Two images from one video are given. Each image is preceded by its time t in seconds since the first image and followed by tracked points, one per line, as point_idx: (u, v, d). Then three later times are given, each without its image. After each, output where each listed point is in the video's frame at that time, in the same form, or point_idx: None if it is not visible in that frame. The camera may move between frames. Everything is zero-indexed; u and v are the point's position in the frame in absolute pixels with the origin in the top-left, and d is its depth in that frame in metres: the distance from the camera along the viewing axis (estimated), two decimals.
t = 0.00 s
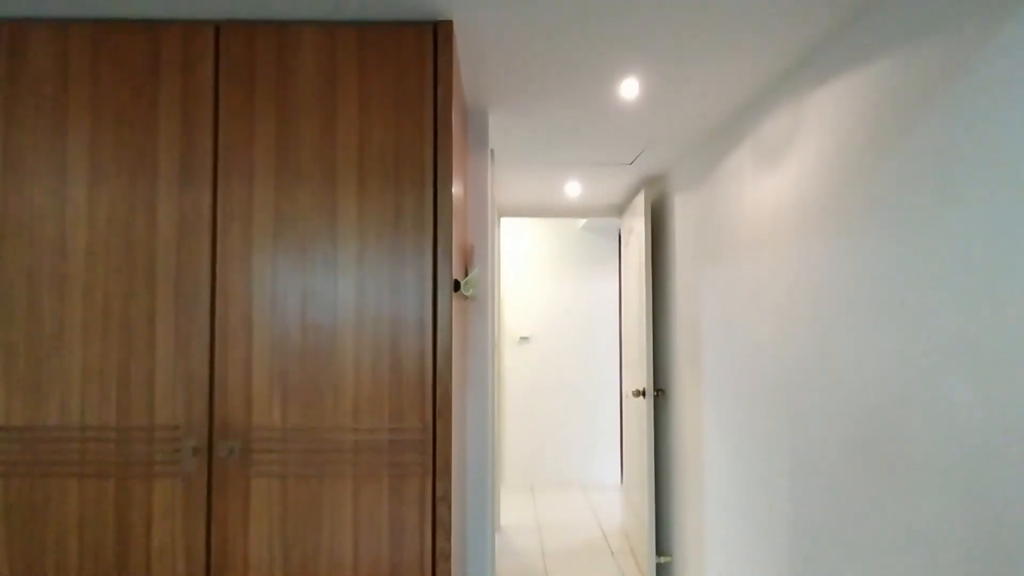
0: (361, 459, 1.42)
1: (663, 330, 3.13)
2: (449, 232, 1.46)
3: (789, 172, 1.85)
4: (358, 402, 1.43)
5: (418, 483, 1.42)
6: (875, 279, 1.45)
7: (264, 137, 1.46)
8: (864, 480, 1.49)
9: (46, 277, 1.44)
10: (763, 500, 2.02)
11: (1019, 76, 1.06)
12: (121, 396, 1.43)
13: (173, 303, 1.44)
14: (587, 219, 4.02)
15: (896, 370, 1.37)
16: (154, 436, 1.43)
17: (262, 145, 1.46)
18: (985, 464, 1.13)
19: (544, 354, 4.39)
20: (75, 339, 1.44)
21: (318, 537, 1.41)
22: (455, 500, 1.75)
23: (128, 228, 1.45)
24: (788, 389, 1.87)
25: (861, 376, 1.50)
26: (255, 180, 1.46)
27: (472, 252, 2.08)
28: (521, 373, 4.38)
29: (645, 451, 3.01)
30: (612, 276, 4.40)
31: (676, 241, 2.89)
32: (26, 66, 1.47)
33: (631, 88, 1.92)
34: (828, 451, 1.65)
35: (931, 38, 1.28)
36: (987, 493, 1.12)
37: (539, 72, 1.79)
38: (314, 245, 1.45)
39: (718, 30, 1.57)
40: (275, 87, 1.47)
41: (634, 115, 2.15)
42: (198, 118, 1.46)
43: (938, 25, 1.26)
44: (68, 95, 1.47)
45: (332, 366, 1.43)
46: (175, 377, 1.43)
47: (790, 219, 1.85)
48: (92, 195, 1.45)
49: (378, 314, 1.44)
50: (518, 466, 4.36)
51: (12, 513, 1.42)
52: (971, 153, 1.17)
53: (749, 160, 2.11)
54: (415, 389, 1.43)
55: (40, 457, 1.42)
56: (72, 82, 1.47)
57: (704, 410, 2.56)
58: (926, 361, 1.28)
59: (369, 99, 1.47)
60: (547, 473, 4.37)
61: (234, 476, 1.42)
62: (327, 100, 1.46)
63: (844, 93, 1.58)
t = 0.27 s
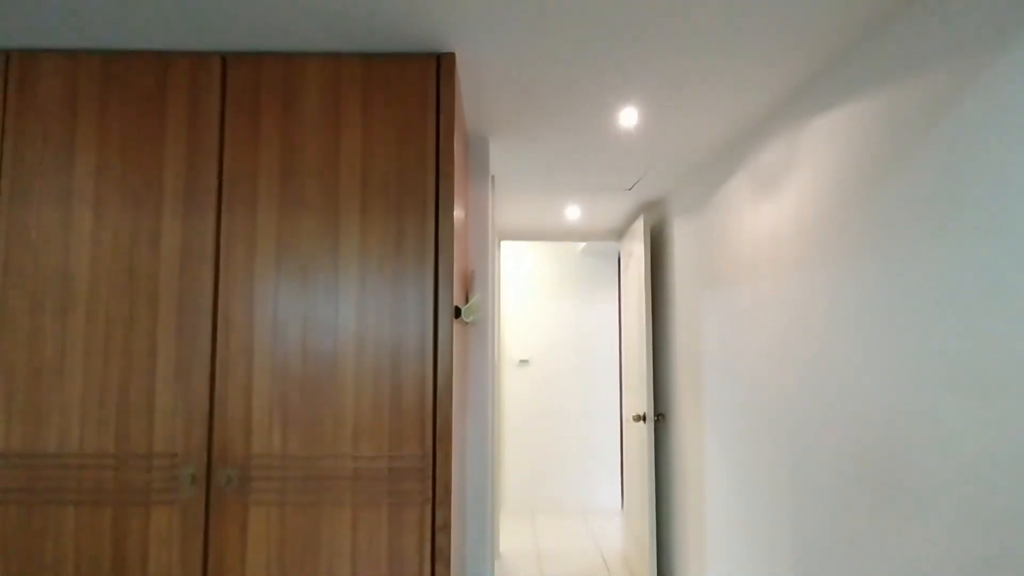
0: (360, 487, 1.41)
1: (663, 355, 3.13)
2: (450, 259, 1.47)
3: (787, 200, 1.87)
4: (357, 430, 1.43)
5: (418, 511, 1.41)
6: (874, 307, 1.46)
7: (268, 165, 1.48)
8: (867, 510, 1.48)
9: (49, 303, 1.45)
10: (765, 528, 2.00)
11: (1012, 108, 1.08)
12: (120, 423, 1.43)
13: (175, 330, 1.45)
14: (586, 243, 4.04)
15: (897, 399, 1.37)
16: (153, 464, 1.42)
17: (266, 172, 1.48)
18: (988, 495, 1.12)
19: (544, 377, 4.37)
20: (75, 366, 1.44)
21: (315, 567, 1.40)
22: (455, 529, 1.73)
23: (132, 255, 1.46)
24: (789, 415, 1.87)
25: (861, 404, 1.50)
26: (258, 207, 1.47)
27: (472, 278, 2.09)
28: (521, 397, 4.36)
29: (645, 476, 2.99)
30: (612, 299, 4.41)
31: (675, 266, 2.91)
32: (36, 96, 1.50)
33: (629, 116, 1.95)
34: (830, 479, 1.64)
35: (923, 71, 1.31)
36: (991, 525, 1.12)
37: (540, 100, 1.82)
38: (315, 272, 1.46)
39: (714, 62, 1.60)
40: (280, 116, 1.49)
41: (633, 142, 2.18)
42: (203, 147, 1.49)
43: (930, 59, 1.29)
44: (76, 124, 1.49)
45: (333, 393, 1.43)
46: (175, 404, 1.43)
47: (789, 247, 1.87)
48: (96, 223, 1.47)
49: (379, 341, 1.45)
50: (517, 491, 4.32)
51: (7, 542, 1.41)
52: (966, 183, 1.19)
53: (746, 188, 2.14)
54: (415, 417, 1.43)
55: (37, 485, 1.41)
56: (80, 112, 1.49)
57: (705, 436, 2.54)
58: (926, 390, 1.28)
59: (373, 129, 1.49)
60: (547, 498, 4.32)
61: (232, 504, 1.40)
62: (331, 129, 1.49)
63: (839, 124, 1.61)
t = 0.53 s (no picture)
0: (358, 523, 1.40)
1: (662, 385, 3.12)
2: (450, 293, 1.48)
3: (783, 234, 1.90)
4: (356, 465, 1.42)
5: (416, 548, 1.39)
6: (871, 341, 1.47)
7: (272, 201, 1.50)
8: (870, 547, 1.47)
9: (50, 337, 1.46)
10: (767, 565, 1.97)
11: (1002, 148, 1.11)
12: (117, 457, 1.42)
13: (175, 364, 1.45)
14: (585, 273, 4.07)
15: (897, 434, 1.37)
16: (148, 500, 1.41)
17: (269, 208, 1.50)
18: (991, 533, 1.12)
19: (543, 407, 4.35)
20: (74, 399, 1.44)
21: None
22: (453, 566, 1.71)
23: (134, 290, 1.47)
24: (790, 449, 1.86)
25: (861, 439, 1.50)
26: (261, 242, 1.49)
27: (472, 310, 2.10)
28: (520, 426, 4.33)
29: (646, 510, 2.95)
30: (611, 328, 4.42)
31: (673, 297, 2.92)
32: (44, 133, 1.53)
33: (627, 151, 1.98)
34: (831, 515, 1.62)
35: (913, 111, 1.34)
36: (994, 564, 1.11)
37: (539, 135, 1.85)
38: (316, 306, 1.47)
39: (710, 100, 1.64)
40: (284, 153, 1.52)
41: (630, 176, 2.21)
42: (208, 183, 1.51)
43: (920, 99, 1.32)
44: (83, 161, 1.52)
45: (331, 427, 1.43)
46: (172, 438, 1.43)
47: (786, 280, 1.89)
48: (100, 258, 1.48)
49: (378, 376, 1.45)
50: (517, 523, 4.26)
51: None
52: (959, 221, 1.21)
53: (742, 221, 2.17)
54: (414, 452, 1.42)
55: (31, 521, 1.40)
56: (87, 148, 1.52)
57: (706, 469, 2.52)
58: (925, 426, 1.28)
59: (375, 165, 1.52)
60: (546, 530, 4.25)
61: (228, 541, 1.39)
62: (334, 166, 1.52)
63: (832, 161, 1.64)
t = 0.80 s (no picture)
0: (356, 553, 1.38)
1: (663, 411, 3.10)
2: (451, 319, 1.49)
3: (781, 261, 1.91)
4: (355, 493, 1.41)
5: None
6: (871, 368, 1.47)
7: (274, 228, 1.52)
8: None
9: (50, 364, 1.46)
10: None
11: (997, 175, 1.13)
12: (114, 486, 1.41)
13: (174, 392, 1.45)
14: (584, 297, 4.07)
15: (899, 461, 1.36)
16: (144, 530, 1.39)
17: (271, 236, 1.51)
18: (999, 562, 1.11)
19: (543, 432, 4.32)
20: (72, 427, 1.43)
21: None
22: None
23: (135, 318, 1.48)
24: (792, 477, 1.84)
25: (863, 466, 1.49)
26: (262, 270, 1.50)
27: (472, 336, 2.10)
28: (520, 452, 4.29)
29: (647, 538, 2.91)
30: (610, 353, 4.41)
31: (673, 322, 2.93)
32: (50, 162, 1.55)
33: (626, 178, 2.01)
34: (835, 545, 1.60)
35: (908, 140, 1.37)
36: None
37: (539, 163, 1.88)
38: (316, 334, 1.47)
39: (706, 129, 1.67)
40: (286, 181, 1.54)
41: (629, 203, 2.23)
42: (211, 210, 1.53)
43: (913, 128, 1.35)
44: (87, 189, 1.54)
45: (330, 455, 1.42)
46: (170, 466, 1.41)
47: (785, 307, 1.89)
48: (102, 285, 1.49)
49: (378, 404, 1.44)
50: (517, 551, 4.18)
51: None
52: (956, 249, 1.22)
53: (740, 248, 2.18)
54: (413, 481, 1.41)
55: (24, 551, 1.38)
56: (93, 177, 1.54)
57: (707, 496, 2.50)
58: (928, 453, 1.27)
59: (376, 193, 1.54)
60: (547, 559, 4.18)
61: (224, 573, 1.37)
62: (336, 194, 1.53)
63: (829, 189, 1.67)
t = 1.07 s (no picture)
0: None
1: (663, 432, 3.09)
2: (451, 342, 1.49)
3: (779, 282, 1.92)
4: (353, 519, 1.39)
5: None
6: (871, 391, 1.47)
7: (274, 252, 1.52)
8: None
9: (48, 387, 1.45)
10: None
11: (995, 198, 1.14)
12: (110, 511, 1.40)
13: (172, 415, 1.44)
14: (583, 317, 4.08)
15: (901, 485, 1.35)
16: (140, 556, 1.37)
17: (272, 259, 1.52)
18: None
19: (542, 453, 4.28)
20: (69, 451, 1.42)
21: None
22: None
23: (134, 341, 1.48)
24: (794, 500, 1.83)
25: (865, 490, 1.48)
26: (262, 293, 1.50)
27: (472, 358, 2.10)
28: (519, 473, 4.25)
29: (648, 562, 2.87)
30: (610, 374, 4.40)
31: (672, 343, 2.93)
32: (53, 186, 1.56)
33: (624, 201, 2.02)
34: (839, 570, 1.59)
35: (904, 163, 1.38)
36: None
37: (539, 186, 1.90)
38: (316, 357, 1.47)
39: (704, 153, 1.69)
40: (288, 205, 1.55)
41: (628, 224, 2.25)
42: (212, 234, 1.54)
43: (910, 152, 1.37)
44: (90, 213, 1.55)
45: (329, 480, 1.41)
46: (167, 491, 1.40)
47: (784, 328, 1.90)
48: (102, 309, 1.49)
49: (377, 427, 1.44)
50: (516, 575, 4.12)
51: None
52: (955, 272, 1.23)
53: (739, 269, 2.19)
54: (412, 506, 1.40)
55: None
56: (96, 200, 1.55)
57: (709, 519, 2.47)
58: (930, 478, 1.27)
59: (377, 217, 1.55)
60: None
61: None
62: (337, 217, 1.54)
63: (826, 212, 1.68)
